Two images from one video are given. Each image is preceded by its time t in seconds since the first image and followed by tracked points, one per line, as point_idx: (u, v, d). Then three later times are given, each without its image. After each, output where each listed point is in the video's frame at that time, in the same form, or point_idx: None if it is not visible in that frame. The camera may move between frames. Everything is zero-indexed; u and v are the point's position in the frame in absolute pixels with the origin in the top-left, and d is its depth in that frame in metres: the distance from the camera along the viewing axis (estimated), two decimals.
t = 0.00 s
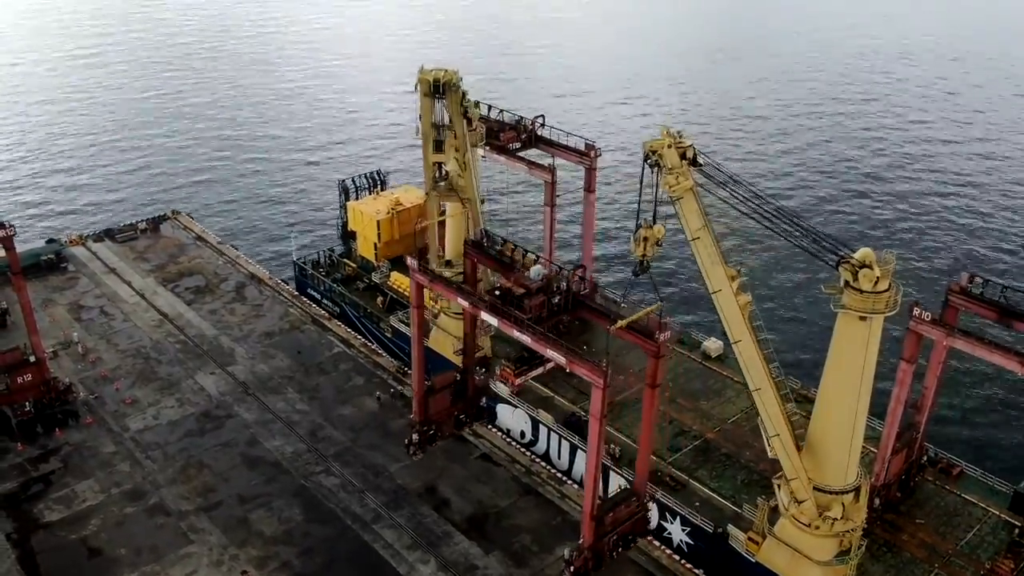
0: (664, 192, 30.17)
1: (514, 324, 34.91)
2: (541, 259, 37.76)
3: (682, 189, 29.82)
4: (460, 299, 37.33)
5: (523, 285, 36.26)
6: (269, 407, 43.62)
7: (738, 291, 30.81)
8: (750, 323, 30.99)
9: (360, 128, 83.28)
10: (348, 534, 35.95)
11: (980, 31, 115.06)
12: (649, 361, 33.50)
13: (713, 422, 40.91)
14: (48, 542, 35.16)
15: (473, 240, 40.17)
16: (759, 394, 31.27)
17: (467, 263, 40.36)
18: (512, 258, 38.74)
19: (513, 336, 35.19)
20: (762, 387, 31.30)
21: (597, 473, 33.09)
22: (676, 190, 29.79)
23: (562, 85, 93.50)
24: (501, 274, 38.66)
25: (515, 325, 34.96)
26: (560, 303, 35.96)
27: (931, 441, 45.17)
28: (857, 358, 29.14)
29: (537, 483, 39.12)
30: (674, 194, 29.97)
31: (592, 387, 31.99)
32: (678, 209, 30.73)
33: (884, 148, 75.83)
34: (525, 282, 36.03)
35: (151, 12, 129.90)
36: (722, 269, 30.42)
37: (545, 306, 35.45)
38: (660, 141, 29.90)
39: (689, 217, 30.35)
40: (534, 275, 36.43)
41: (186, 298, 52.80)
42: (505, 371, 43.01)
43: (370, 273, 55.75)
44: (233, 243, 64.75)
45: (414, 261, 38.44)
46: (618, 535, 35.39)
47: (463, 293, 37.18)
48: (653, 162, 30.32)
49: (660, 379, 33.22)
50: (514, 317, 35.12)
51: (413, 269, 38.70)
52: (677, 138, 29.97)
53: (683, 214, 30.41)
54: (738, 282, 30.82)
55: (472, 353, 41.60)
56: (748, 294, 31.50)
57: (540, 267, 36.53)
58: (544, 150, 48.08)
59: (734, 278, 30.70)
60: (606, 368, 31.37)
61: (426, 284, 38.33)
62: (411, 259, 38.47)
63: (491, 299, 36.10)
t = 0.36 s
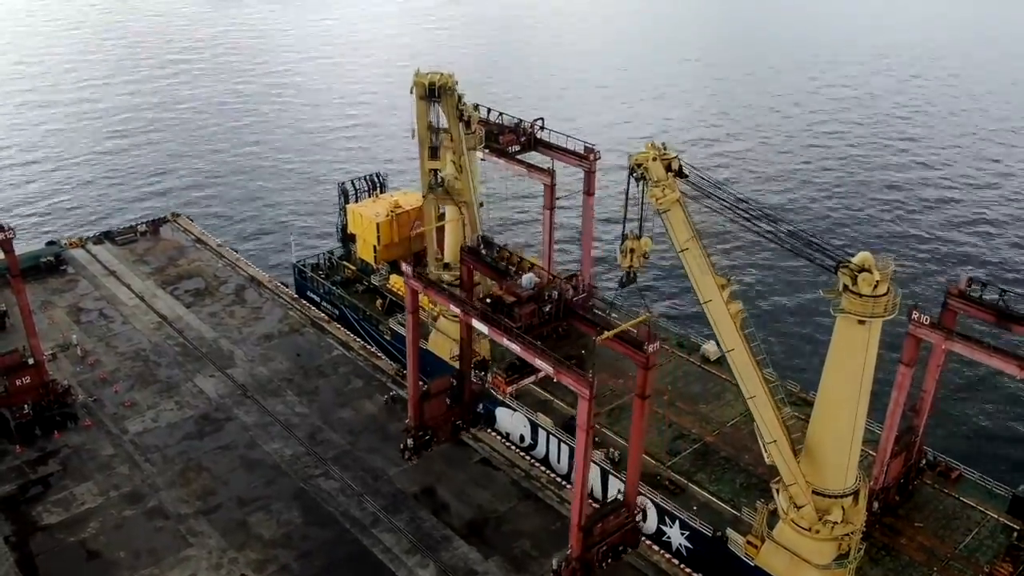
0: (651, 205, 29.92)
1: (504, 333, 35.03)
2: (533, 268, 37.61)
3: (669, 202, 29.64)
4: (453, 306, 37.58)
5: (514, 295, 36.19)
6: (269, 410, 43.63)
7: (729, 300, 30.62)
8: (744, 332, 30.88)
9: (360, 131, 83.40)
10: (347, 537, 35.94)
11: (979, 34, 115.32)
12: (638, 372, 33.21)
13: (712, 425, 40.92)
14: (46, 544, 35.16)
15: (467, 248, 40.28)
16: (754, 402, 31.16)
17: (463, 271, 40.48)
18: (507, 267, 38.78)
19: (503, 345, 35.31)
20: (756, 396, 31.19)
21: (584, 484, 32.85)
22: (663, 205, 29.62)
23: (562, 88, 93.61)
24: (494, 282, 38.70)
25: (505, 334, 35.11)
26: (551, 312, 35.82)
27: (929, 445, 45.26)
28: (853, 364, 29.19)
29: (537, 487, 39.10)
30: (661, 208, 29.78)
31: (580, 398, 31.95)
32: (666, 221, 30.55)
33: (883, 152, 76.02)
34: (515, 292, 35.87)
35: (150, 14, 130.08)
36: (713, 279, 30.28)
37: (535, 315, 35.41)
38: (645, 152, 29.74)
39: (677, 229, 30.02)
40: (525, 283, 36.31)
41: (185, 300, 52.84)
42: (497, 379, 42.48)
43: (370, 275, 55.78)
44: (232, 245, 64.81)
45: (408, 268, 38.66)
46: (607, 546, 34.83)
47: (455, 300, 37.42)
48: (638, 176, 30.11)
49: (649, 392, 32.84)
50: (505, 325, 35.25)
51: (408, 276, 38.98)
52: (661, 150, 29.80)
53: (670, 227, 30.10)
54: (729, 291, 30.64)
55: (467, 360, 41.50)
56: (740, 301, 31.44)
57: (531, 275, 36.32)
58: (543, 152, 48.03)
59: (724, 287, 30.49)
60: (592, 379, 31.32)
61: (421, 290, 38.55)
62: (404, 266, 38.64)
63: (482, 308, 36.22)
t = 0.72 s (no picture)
0: (643, 205, 29.76)
1: (496, 335, 34.88)
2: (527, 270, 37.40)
3: (661, 202, 29.40)
4: (447, 308, 37.41)
5: (507, 296, 36.04)
6: (264, 409, 43.45)
7: (722, 299, 30.45)
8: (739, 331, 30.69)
9: (357, 130, 83.19)
10: (342, 536, 35.75)
11: (977, 32, 115.26)
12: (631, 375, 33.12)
13: (709, 424, 40.77)
14: (40, 544, 34.97)
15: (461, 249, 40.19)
16: (751, 402, 30.92)
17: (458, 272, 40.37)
18: (502, 270, 38.65)
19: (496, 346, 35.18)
20: (753, 395, 30.97)
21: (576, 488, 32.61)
22: (655, 204, 29.40)
23: (560, 87, 93.47)
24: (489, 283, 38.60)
25: (498, 336, 34.96)
26: (545, 313, 35.67)
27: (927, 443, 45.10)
28: (851, 362, 29.01)
29: (533, 487, 38.92)
30: (654, 207, 29.53)
31: (572, 401, 31.85)
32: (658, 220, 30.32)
33: (881, 151, 75.89)
34: (508, 293, 35.68)
35: (147, 12, 129.69)
36: (706, 279, 30.10)
37: (528, 317, 35.23)
38: (636, 150, 29.54)
39: (670, 228, 29.79)
40: (519, 284, 36.16)
41: (181, 300, 52.65)
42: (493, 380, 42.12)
43: (366, 274, 55.62)
44: (228, 245, 64.60)
45: (402, 270, 38.42)
46: (602, 551, 34.46)
47: (448, 302, 37.24)
48: (630, 176, 29.97)
49: (642, 394, 32.73)
50: (497, 327, 35.10)
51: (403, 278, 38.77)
52: (652, 149, 29.64)
53: (663, 226, 29.84)
54: (722, 290, 30.47)
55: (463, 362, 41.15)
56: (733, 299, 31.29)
57: (524, 277, 36.16)
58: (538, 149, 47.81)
59: (718, 286, 30.35)
60: (583, 382, 31.21)
61: (415, 292, 38.34)
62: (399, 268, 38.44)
63: (475, 310, 36.06)
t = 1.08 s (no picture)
0: (644, 176, 29.25)
1: (495, 321, 34.31)
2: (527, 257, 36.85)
3: (663, 172, 28.91)
4: (445, 293, 36.78)
5: (506, 282, 35.50)
6: (261, 393, 42.98)
7: (725, 274, 29.98)
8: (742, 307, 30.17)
9: (356, 118, 82.61)
10: (339, 520, 35.28)
11: (978, 25, 114.97)
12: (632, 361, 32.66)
13: (710, 406, 40.28)
14: (33, 528, 34.52)
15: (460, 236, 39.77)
16: (753, 377, 30.54)
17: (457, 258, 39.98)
18: (501, 256, 38.19)
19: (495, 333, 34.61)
20: (755, 371, 30.52)
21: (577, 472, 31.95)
22: (656, 175, 28.90)
23: (560, 77, 93.00)
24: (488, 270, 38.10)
25: (497, 322, 34.38)
26: (545, 300, 35.08)
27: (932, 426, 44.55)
28: (855, 338, 28.53)
29: (533, 471, 38.45)
30: (654, 178, 29.04)
31: (572, 386, 31.30)
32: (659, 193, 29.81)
33: (881, 144, 75.58)
34: (507, 279, 35.20)
35: None
36: (709, 253, 29.59)
37: (527, 303, 34.63)
38: (637, 122, 29.01)
39: (671, 199, 29.31)
40: (518, 270, 35.72)
41: (178, 286, 52.19)
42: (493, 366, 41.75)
43: (364, 260, 55.10)
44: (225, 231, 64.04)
45: (400, 256, 37.80)
46: (602, 538, 33.85)
47: (446, 288, 36.63)
48: (631, 147, 29.45)
49: (644, 378, 32.14)
50: (497, 313, 34.55)
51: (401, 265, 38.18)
52: (653, 121, 29.11)
53: (665, 198, 29.36)
54: (725, 265, 30.01)
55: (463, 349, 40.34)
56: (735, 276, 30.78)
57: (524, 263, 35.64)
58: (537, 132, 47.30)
59: (720, 261, 29.87)
60: (584, 367, 30.64)
61: (413, 278, 37.70)
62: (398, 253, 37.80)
63: (473, 296, 35.49)
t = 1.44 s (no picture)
0: (651, 116, 28.42)
1: (496, 284, 33.49)
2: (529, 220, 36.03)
3: (671, 113, 28.10)
4: (445, 257, 35.91)
5: (508, 244, 34.76)
6: (259, 364, 42.23)
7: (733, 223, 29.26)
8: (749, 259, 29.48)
9: (358, 107, 82.16)
10: (338, 486, 34.56)
11: (980, 19, 114.67)
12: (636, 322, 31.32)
13: (717, 376, 39.43)
14: (25, 493, 33.79)
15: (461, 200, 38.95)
16: (762, 331, 29.73)
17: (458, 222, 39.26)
18: (502, 220, 37.37)
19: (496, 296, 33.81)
20: (765, 325, 29.77)
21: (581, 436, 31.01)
22: (663, 116, 28.11)
23: (562, 68, 92.45)
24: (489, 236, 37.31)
25: (499, 285, 33.55)
26: (547, 263, 34.34)
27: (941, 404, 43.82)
28: (868, 291, 27.68)
29: (536, 440, 37.65)
30: (662, 119, 28.28)
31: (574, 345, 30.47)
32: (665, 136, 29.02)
33: (888, 132, 74.94)
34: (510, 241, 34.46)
35: None
36: (716, 202, 28.87)
37: (530, 266, 33.81)
38: (644, 61, 28.19)
39: (679, 142, 28.50)
40: (520, 232, 34.95)
41: (175, 260, 51.48)
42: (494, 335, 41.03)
43: (365, 235, 54.34)
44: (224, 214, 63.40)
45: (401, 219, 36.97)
46: (607, 509, 32.82)
47: (447, 252, 35.72)
48: (638, 87, 28.66)
49: (650, 342, 31.11)
50: (498, 276, 33.74)
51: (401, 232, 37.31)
52: (662, 59, 28.24)
53: (672, 139, 28.57)
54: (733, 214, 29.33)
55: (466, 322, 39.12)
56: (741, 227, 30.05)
57: (526, 225, 34.85)
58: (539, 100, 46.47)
59: (728, 210, 29.23)
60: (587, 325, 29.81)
61: (413, 243, 36.81)
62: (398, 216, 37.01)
63: (475, 259, 34.68)
